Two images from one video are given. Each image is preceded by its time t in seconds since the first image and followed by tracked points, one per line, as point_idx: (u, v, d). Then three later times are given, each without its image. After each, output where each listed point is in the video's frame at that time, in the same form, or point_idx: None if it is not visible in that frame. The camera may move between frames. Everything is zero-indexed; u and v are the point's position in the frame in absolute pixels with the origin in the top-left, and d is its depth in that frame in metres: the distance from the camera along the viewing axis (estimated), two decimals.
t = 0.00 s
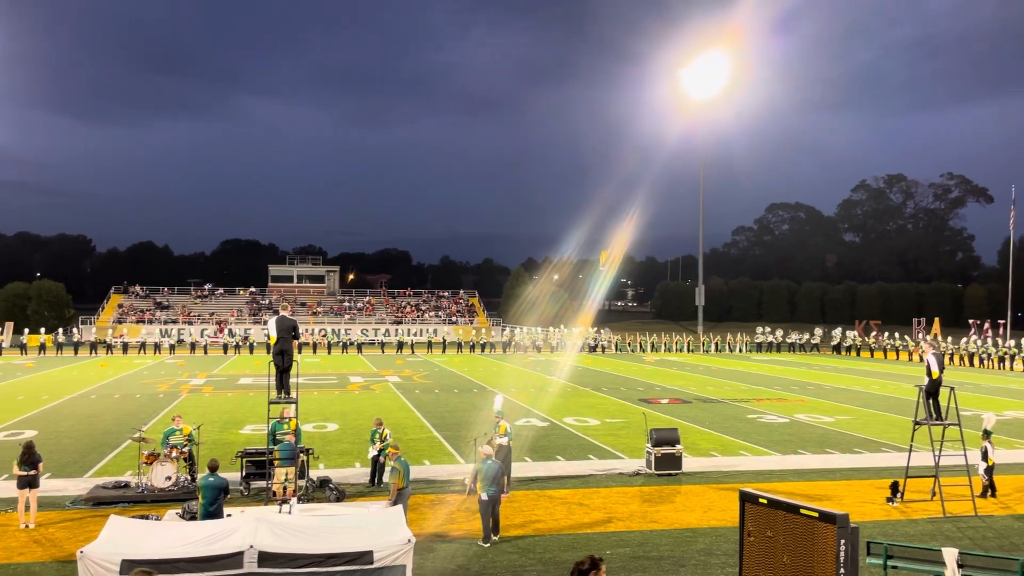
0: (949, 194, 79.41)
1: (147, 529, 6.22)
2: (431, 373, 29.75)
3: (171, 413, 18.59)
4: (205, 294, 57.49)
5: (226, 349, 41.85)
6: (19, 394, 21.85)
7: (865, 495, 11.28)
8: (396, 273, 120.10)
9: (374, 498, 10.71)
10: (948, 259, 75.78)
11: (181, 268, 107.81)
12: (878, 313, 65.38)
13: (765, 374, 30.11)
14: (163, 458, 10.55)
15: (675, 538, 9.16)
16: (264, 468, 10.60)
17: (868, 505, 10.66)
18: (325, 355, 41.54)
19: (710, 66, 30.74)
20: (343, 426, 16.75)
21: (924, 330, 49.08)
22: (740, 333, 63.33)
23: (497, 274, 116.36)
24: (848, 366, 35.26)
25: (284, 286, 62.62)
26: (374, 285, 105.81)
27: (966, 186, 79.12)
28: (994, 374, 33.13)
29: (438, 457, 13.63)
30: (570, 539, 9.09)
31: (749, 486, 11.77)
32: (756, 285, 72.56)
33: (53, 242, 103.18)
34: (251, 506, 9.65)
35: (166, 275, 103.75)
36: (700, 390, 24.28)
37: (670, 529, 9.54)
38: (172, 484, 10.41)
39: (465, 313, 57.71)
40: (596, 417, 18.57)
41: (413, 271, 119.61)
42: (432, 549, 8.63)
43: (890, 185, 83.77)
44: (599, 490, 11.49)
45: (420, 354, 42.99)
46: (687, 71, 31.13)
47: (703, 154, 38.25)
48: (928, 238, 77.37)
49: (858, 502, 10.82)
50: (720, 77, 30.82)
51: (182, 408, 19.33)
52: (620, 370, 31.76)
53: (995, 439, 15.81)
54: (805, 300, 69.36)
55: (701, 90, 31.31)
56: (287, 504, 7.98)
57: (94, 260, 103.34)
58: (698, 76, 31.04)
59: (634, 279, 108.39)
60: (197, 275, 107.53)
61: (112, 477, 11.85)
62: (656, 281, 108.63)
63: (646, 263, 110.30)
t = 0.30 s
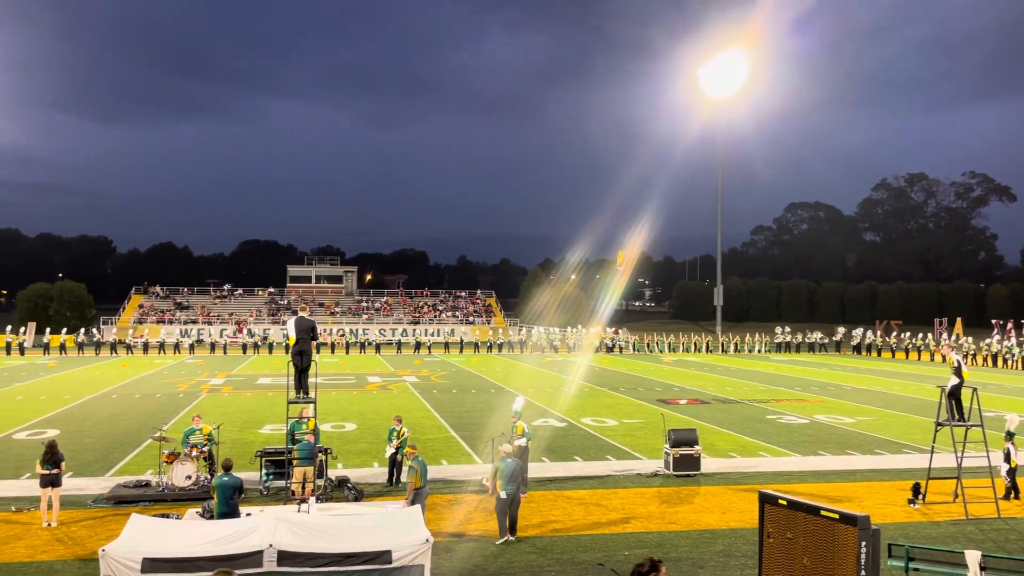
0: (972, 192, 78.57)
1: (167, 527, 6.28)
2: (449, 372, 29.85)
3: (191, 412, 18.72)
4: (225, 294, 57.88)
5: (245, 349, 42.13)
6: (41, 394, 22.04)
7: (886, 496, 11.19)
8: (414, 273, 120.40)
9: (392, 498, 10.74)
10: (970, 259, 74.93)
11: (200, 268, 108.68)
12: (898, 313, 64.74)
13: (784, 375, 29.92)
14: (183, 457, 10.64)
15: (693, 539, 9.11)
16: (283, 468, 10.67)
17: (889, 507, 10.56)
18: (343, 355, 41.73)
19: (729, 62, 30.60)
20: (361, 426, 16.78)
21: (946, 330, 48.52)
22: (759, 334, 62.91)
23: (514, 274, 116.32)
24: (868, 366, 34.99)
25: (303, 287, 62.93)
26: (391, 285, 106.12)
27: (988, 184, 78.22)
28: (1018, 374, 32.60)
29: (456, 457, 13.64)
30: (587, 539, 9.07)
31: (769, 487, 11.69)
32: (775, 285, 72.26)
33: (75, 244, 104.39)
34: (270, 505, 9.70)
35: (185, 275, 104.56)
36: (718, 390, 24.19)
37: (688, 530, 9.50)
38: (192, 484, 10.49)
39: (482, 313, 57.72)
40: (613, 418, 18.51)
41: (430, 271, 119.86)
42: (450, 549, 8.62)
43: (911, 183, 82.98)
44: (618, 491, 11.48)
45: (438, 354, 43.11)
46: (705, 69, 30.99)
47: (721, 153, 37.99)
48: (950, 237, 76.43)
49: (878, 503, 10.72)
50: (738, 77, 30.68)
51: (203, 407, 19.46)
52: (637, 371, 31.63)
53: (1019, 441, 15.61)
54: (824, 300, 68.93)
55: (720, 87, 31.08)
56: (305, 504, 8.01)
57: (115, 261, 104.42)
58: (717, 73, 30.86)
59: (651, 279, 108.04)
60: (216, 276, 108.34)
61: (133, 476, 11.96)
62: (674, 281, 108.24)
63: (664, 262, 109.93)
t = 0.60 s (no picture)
0: (994, 191, 77.71)
1: (187, 527, 6.33)
2: (466, 372, 30.09)
3: (211, 412, 18.88)
4: (244, 295, 58.30)
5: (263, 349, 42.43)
6: (64, 393, 22.28)
7: (907, 498, 11.09)
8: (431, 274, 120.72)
9: (410, 498, 10.77)
10: (992, 258, 73.92)
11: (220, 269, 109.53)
12: (919, 313, 64.13)
13: (804, 376, 29.81)
14: (204, 457, 10.72)
15: (711, 541, 9.07)
16: (302, 468, 10.74)
17: (910, 509, 10.47)
18: (361, 355, 42.09)
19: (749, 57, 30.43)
20: (378, 426, 16.84)
21: (968, 331, 48.03)
22: (778, 334, 62.61)
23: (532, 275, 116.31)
24: (886, 367, 34.86)
25: (321, 287, 63.23)
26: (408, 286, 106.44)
27: (1011, 183, 77.33)
28: None
29: (474, 457, 13.68)
30: (606, 541, 9.04)
31: (788, 488, 11.62)
32: (795, 285, 71.92)
33: (97, 245, 105.56)
34: (290, 505, 9.76)
35: (204, 276, 105.38)
36: (737, 391, 24.23)
37: (707, 531, 9.44)
38: (212, 484, 10.56)
39: (499, 314, 57.80)
40: (631, 418, 18.49)
41: (447, 272, 120.15)
42: (468, 549, 8.62)
43: (932, 183, 82.26)
44: (636, 491, 11.45)
45: (455, 354, 43.37)
46: (724, 68, 30.85)
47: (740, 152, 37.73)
48: (972, 237, 75.57)
49: (899, 506, 10.63)
50: (757, 77, 30.53)
51: (223, 407, 19.64)
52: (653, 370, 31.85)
53: None
54: (844, 300, 68.47)
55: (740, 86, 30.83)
56: (323, 504, 8.05)
57: (136, 262, 105.46)
58: (737, 72, 30.64)
59: (669, 279, 107.80)
60: (235, 276, 109.14)
61: (155, 476, 12.06)
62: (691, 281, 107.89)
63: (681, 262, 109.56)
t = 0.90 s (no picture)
0: (1017, 190, 76.82)
1: (208, 526, 6.37)
2: (483, 372, 30.23)
3: (231, 412, 19.01)
4: (263, 295, 58.65)
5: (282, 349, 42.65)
6: (85, 393, 22.43)
7: (929, 501, 10.97)
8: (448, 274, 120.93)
9: (428, 498, 10.79)
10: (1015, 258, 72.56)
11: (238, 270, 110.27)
12: (941, 314, 63.39)
13: (824, 376, 29.61)
14: (223, 456, 10.79)
15: (729, 542, 9.02)
16: (321, 467, 10.81)
17: (932, 511, 10.36)
18: (378, 355, 42.30)
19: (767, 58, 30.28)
20: (396, 426, 16.90)
21: (990, 331, 47.49)
22: (797, 335, 62.22)
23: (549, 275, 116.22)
24: (908, 368, 34.52)
25: (339, 288, 63.50)
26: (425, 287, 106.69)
27: None
28: None
29: (492, 458, 13.69)
30: (623, 541, 9.02)
31: (808, 489, 11.54)
32: (814, 284, 71.45)
33: (118, 246, 106.58)
34: (309, 504, 9.81)
35: (223, 277, 106.12)
36: (756, 392, 24.15)
37: (726, 533, 9.39)
38: (232, 483, 10.63)
39: (516, 314, 57.80)
40: (648, 419, 18.46)
41: (464, 272, 120.33)
42: (485, 550, 8.64)
43: (954, 181, 81.45)
44: (654, 492, 11.41)
45: (472, 355, 43.50)
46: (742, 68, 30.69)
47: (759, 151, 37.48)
48: (994, 236, 74.68)
49: (921, 508, 10.52)
50: (774, 76, 30.39)
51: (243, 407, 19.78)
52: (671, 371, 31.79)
53: None
54: (864, 300, 67.91)
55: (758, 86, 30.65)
56: (341, 504, 8.09)
57: (156, 263, 106.38)
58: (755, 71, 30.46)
59: (687, 279, 107.44)
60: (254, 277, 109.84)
61: (175, 475, 12.16)
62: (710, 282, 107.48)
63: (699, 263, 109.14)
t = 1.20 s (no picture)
0: None
1: (228, 526, 6.42)
2: (501, 373, 30.48)
3: (251, 412, 19.20)
4: (282, 296, 59.04)
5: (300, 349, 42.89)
6: (107, 393, 22.63)
7: (951, 503, 10.85)
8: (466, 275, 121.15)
9: (445, 498, 10.81)
10: None
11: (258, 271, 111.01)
12: (963, 314, 62.64)
13: (846, 377, 29.44)
14: (243, 455, 10.87)
15: (749, 544, 8.97)
16: (339, 467, 10.87)
17: (954, 513, 10.24)
18: (396, 356, 42.58)
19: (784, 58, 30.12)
20: (414, 426, 16.97)
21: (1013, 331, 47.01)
22: (815, 335, 61.88)
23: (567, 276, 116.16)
24: (930, 368, 34.22)
25: (358, 288, 63.81)
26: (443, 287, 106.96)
27: None
28: None
29: (509, 458, 13.71)
30: (640, 542, 9.00)
31: (829, 491, 11.44)
32: (833, 285, 71.03)
33: (139, 248, 107.63)
34: (327, 503, 9.86)
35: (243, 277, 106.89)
36: (776, 393, 24.09)
37: (744, 535, 9.33)
38: (251, 482, 10.71)
39: (534, 315, 57.81)
40: (666, 420, 18.41)
41: (482, 272, 120.52)
42: (502, 550, 8.64)
43: (976, 180, 80.69)
44: (672, 494, 11.37)
45: (490, 355, 43.62)
46: (760, 67, 30.48)
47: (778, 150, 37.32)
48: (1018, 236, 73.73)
49: (943, 510, 10.41)
50: (794, 76, 30.20)
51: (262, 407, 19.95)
52: (690, 371, 31.81)
53: None
54: (885, 301, 67.34)
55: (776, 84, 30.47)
56: (359, 503, 8.12)
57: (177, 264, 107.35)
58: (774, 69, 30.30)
59: (706, 279, 107.10)
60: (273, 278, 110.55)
61: (195, 474, 12.27)
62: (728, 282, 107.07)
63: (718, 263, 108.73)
